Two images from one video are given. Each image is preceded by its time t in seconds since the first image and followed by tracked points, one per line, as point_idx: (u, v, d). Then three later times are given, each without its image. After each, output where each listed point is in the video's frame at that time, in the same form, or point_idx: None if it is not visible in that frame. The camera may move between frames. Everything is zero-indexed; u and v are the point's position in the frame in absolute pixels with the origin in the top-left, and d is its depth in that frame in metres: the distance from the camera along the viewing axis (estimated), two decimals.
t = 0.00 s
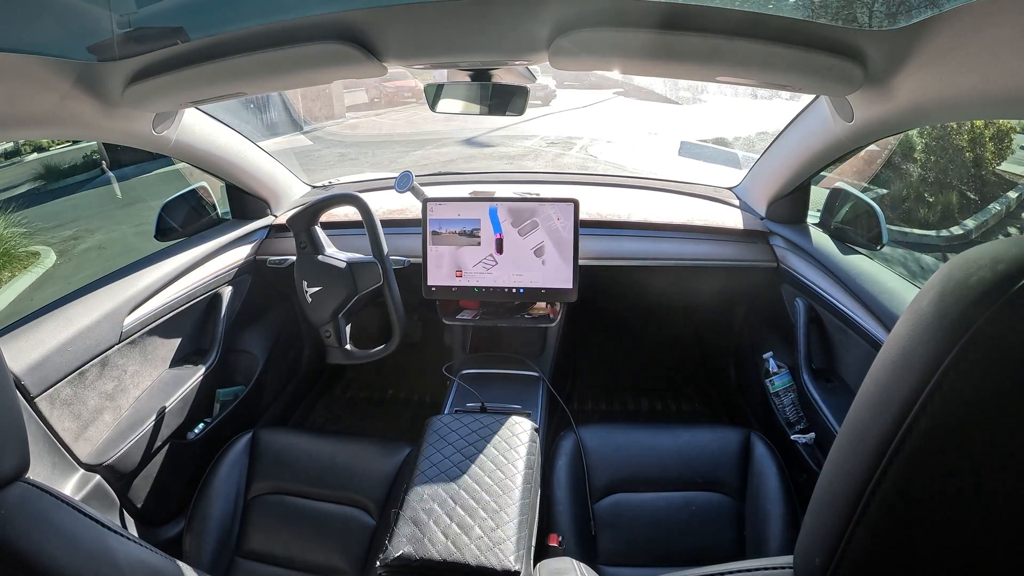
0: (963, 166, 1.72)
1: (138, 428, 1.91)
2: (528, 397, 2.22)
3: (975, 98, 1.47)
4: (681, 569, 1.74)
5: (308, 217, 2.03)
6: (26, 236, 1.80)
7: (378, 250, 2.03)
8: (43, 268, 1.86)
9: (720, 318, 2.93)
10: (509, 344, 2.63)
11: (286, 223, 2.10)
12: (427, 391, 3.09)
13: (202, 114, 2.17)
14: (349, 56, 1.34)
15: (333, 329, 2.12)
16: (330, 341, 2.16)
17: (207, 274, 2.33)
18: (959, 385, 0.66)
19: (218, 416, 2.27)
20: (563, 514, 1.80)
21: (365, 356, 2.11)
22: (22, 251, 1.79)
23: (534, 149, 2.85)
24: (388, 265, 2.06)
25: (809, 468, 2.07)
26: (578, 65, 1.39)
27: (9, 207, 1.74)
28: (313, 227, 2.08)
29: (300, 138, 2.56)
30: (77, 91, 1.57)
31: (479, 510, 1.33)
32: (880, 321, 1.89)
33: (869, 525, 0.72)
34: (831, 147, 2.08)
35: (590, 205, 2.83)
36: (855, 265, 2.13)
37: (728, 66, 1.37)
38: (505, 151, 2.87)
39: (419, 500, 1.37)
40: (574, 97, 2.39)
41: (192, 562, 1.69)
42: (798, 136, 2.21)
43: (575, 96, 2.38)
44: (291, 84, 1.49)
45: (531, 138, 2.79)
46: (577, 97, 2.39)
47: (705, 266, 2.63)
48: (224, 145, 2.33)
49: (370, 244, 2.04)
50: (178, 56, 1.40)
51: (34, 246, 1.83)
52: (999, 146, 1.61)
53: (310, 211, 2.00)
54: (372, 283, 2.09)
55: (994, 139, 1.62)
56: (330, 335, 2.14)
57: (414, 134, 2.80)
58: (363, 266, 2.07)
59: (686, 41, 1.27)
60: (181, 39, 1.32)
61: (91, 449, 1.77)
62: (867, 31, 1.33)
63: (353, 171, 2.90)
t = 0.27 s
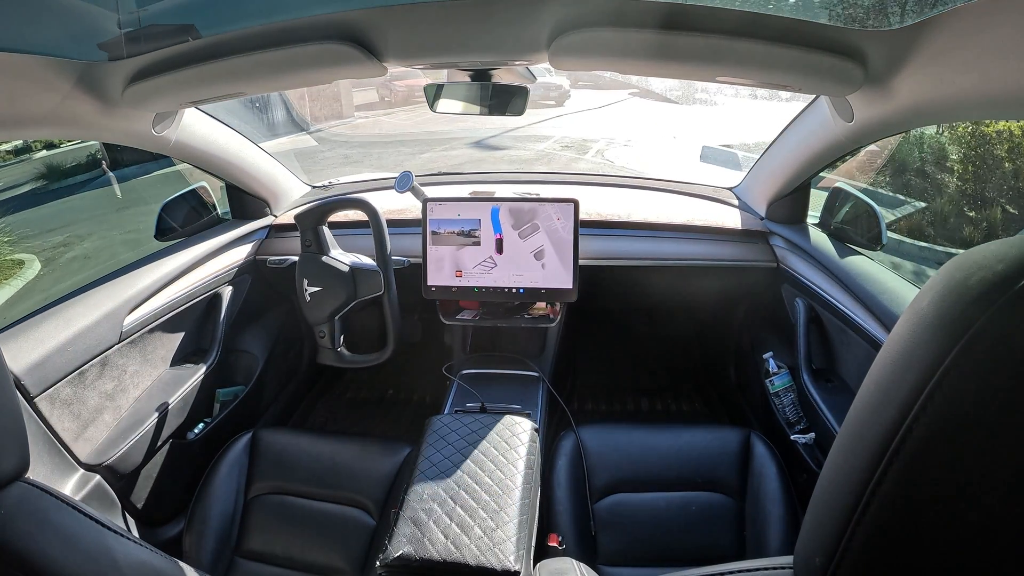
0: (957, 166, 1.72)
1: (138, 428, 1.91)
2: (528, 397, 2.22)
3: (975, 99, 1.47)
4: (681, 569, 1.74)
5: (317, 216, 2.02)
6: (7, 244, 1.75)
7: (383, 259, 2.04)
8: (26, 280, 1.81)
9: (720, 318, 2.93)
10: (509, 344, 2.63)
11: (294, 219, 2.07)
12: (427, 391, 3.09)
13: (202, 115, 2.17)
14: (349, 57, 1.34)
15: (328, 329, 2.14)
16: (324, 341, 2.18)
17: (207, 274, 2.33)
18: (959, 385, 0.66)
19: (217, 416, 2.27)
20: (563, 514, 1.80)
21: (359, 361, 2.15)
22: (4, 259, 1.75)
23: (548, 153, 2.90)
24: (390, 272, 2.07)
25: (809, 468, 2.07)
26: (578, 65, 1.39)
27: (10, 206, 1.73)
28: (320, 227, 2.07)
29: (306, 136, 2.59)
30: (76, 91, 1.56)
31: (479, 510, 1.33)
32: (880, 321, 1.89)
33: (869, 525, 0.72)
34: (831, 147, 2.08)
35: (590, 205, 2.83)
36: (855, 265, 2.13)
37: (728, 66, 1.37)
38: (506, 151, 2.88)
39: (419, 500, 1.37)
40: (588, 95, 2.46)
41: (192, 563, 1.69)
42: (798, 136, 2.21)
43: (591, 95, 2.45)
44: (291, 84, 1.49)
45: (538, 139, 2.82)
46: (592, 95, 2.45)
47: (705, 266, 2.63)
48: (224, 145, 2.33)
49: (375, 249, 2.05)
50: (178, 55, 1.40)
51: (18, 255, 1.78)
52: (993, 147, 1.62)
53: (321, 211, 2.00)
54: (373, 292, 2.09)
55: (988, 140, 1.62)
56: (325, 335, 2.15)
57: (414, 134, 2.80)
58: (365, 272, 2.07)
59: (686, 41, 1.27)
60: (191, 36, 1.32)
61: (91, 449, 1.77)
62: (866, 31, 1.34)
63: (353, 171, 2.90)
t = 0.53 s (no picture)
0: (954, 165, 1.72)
1: (138, 428, 1.91)
2: (528, 397, 2.22)
3: (975, 98, 1.46)
4: (681, 569, 1.74)
5: (325, 216, 2.03)
6: None
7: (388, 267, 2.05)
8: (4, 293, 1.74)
9: (720, 318, 2.93)
10: (509, 344, 2.63)
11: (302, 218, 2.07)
12: (427, 391, 3.09)
13: (202, 115, 2.17)
14: (349, 57, 1.34)
15: (325, 330, 2.14)
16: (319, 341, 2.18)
17: (207, 274, 2.33)
18: (959, 385, 0.66)
19: (218, 416, 2.27)
20: (563, 514, 1.80)
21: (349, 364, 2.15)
22: None
23: (561, 156, 2.92)
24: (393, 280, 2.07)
25: (809, 468, 2.07)
26: (577, 65, 1.39)
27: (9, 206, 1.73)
28: (326, 227, 2.07)
29: (311, 136, 2.59)
30: (77, 91, 1.56)
31: (479, 510, 1.33)
32: (880, 321, 1.89)
33: (869, 525, 0.72)
34: (831, 147, 2.08)
35: (590, 206, 2.83)
36: (855, 265, 2.13)
37: (727, 66, 1.37)
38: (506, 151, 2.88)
39: (419, 500, 1.37)
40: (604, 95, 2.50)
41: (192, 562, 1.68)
42: (798, 136, 2.21)
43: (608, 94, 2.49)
44: (290, 84, 1.49)
45: (545, 140, 2.84)
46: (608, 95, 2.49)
47: (705, 266, 2.63)
48: (224, 145, 2.33)
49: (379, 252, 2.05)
50: (177, 56, 1.40)
51: None
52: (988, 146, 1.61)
53: (327, 211, 2.01)
54: (374, 297, 2.07)
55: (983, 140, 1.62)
56: (321, 335, 2.16)
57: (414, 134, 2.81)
58: (367, 277, 2.06)
59: (686, 41, 1.27)
60: (199, 34, 1.32)
61: (91, 449, 1.77)
62: (866, 31, 1.34)
63: (353, 171, 2.90)
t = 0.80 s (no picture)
0: (956, 166, 1.72)
1: (138, 428, 1.91)
2: (528, 397, 2.22)
3: (975, 99, 1.46)
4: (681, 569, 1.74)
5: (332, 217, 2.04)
6: None
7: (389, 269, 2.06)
8: None
9: (720, 318, 2.93)
10: (509, 344, 2.63)
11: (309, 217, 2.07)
12: (427, 391, 3.09)
13: (202, 115, 2.17)
14: (349, 57, 1.34)
15: (321, 330, 2.15)
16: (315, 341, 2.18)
17: (207, 274, 2.33)
18: (959, 385, 0.66)
19: (217, 416, 2.27)
20: (563, 514, 1.80)
21: (343, 364, 2.16)
22: None
23: (573, 159, 2.94)
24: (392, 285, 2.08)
25: (809, 468, 2.07)
26: (577, 65, 1.39)
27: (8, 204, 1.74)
28: (331, 229, 2.08)
29: (315, 136, 2.62)
30: (76, 90, 1.56)
31: (479, 510, 1.33)
32: (879, 321, 1.89)
33: (869, 525, 0.72)
34: (831, 147, 2.08)
35: (590, 206, 2.83)
36: (854, 265, 2.13)
37: (728, 66, 1.37)
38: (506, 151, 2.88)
39: (419, 499, 1.37)
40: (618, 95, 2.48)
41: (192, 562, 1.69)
42: (798, 136, 2.21)
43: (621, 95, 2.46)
44: (290, 84, 1.49)
45: (558, 141, 2.89)
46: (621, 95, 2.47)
47: (705, 266, 2.63)
48: (224, 145, 2.33)
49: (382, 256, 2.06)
50: (178, 56, 1.40)
51: None
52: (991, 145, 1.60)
53: (334, 213, 2.02)
54: (372, 301, 2.09)
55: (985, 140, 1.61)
56: (316, 335, 2.16)
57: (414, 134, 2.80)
58: (367, 281, 2.07)
59: (686, 41, 1.27)
60: (212, 31, 1.31)
61: (91, 449, 1.77)
62: (866, 30, 1.34)
63: (353, 171, 2.90)
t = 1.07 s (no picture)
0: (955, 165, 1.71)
1: (138, 428, 1.91)
2: (528, 397, 2.22)
3: (975, 99, 1.46)
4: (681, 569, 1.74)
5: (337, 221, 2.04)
6: None
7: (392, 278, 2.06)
8: None
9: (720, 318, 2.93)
10: (509, 344, 2.63)
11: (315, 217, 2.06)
12: (427, 391, 3.09)
13: (202, 115, 2.17)
14: (349, 57, 1.34)
15: (318, 329, 2.14)
16: (310, 341, 2.17)
17: (207, 274, 2.33)
18: (959, 385, 0.66)
19: (218, 416, 2.27)
20: (563, 514, 1.80)
21: (335, 369, 2.14)
22: None
23: (584, 162, 2.97)
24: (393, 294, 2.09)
25: (809, 468, 2.07)
26: (577, 65, 1.39)
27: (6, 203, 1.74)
28: (337, 232, 2.08)
29: (316, 135, 2.64)
30: (76, 90, 1.56)
31: (479, 510, 1.33)
32: (879, 321, 1.89)
33: (869, 526, 0.72)
34: (831, 147, 2.08)
35: (589, 206, 2.83)
36: (854, 266, 2.13)
37: (727, 67, 1.37)
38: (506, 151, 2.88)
39: (419, 499, 1.37)
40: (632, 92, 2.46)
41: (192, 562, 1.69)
42: (798, 136, 2.21)
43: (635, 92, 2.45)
44: (289, 84, 1.49)
45: (568, 143, 2.94)
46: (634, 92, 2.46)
47: (705, 266, 2.63)
48: (224, 145, 2.33)
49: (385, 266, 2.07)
50: (177, 56, 1.40)
51: None
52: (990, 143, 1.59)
53: (341, 215, 2.01)
54: (372, 306, 2.10)
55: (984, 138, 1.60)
56: (312, 335, 2.16)
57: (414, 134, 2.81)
58: (368, 288, 2.09)
59: (686, 40, 1.27)
60: (220, 26, 1.29)
61: (91, 449, 1.77)
62: (865, 30, 1.34)
63: (353, 171, 2.90)
